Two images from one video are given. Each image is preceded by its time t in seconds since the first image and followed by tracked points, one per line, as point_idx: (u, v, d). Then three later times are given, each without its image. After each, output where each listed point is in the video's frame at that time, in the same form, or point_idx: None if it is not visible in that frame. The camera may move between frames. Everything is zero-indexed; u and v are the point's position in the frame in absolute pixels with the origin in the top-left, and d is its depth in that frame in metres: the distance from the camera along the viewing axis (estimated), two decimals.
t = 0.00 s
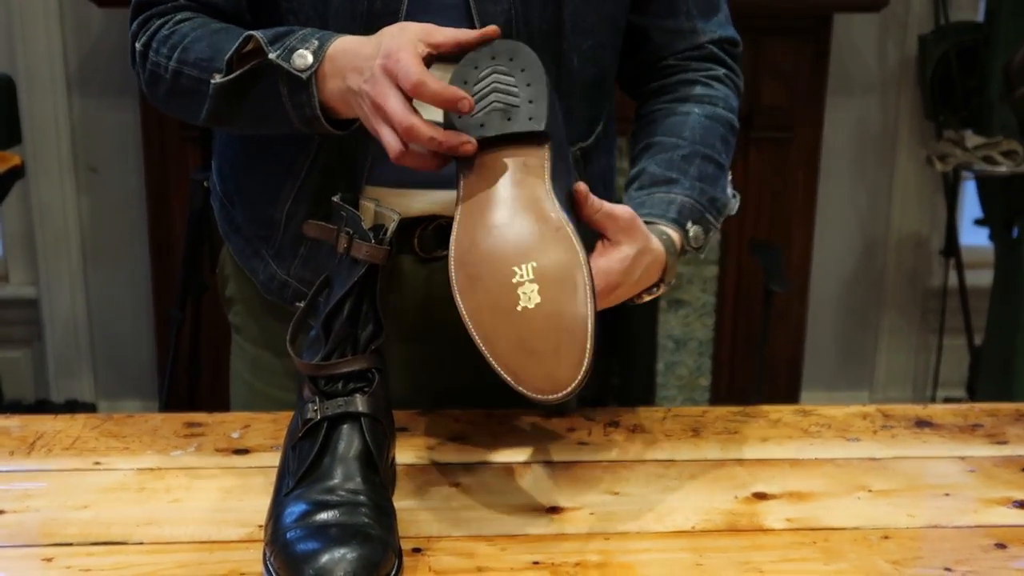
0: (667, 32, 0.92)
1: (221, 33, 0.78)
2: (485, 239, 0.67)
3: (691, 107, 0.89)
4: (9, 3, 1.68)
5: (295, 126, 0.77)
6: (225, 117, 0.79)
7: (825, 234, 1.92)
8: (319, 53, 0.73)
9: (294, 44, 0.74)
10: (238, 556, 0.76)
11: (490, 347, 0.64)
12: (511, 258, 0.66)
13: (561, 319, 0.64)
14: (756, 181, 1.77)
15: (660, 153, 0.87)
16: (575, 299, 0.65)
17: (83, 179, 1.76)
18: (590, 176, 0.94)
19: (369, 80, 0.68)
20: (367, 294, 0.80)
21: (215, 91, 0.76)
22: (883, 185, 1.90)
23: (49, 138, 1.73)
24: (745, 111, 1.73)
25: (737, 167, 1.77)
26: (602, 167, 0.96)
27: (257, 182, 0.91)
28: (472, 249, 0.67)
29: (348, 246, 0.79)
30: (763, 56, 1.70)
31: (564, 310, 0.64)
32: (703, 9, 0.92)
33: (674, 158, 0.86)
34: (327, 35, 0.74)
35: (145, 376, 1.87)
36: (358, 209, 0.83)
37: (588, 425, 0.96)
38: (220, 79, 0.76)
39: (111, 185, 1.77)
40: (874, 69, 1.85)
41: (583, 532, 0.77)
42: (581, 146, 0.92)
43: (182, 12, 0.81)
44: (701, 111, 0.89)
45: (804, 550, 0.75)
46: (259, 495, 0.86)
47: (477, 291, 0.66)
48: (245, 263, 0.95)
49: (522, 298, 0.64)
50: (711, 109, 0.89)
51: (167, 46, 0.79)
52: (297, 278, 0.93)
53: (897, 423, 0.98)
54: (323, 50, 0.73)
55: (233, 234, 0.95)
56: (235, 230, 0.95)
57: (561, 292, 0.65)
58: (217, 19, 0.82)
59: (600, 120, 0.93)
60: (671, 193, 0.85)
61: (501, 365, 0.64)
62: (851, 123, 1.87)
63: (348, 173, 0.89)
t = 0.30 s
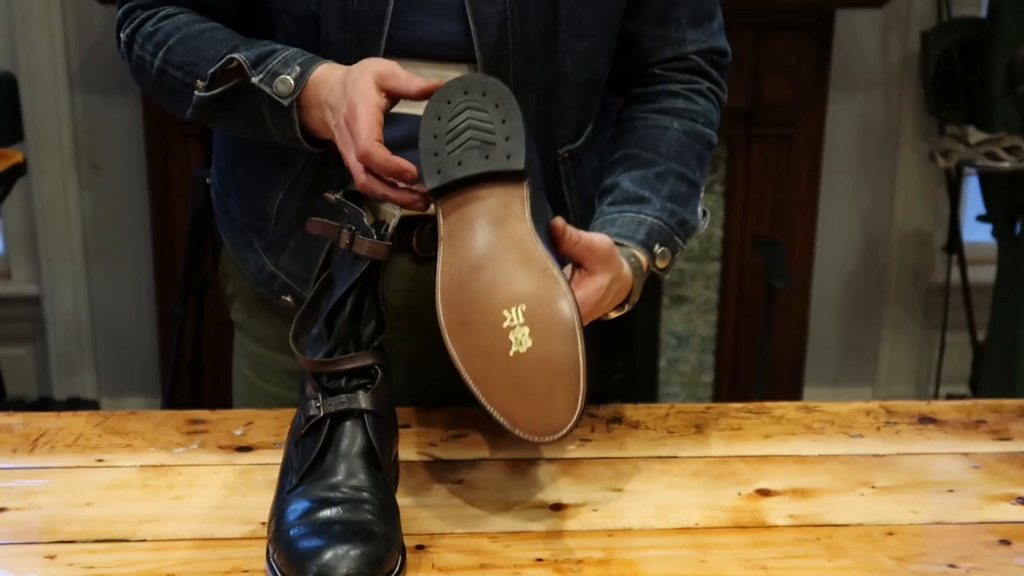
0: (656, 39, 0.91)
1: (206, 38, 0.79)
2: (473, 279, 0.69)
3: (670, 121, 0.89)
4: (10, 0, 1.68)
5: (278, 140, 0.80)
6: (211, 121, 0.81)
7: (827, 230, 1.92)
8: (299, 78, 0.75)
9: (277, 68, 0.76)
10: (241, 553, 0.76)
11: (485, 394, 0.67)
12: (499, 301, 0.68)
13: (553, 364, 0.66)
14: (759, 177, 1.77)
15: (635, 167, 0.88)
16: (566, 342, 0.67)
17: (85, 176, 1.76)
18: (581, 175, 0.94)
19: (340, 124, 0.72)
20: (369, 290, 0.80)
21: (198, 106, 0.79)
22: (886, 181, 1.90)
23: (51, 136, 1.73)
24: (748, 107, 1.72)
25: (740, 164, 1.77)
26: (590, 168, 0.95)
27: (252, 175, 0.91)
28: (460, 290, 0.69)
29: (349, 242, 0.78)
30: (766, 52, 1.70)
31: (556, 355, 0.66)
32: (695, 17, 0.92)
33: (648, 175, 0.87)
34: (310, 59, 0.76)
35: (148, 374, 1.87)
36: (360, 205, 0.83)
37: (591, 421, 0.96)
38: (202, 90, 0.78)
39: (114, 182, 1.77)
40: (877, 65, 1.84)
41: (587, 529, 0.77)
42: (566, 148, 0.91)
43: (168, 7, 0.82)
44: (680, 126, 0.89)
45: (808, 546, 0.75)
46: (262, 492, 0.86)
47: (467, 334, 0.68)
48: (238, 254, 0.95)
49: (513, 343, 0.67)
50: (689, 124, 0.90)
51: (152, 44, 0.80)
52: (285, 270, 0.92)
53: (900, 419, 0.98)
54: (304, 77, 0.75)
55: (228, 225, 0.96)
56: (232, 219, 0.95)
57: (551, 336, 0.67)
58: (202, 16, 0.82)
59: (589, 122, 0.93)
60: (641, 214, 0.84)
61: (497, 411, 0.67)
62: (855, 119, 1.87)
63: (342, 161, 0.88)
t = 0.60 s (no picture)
0: (656, 33, 0.90)
1: (209, 31, 0.78)
2: (478, 288, 0.69)
3: (669, 119, 0.89)
4: None
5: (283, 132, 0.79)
6: (215, 115, 0.80)
7: (831, 224, 1.91)
8: (304, 71, 0.75)
9: (282, 59, 0.75)
10: (245, 545, 0.76)
11: (487, 402, 0.67)
12: (505, 311, 0.69)
13: (556, 378, 0.68)
14: (763, 170, 1.76)
15: (634, 167, 0.87)
16: (569, 358, 0.68)
17: (87, 169, 1.76)
18: (579, 168, 0.93)
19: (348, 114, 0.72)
20: (373, 282, 0.80)
21: (202, 99, 0.79)
22: (890, 174, 1.89)
23: (53, 130, 1.72)
24: (752, 100, 1.72)
25: (743, 157, 1.76)
26: (590, 162, 0.94)
27: (253, 166, 0.91)
28: (464, 299, 0.69)
29: (353, 234, 0.78)
30: (770, 44, 1.69)
31: (559, 369, 0.68)
32: (696, 11, 0.90)
33: (645, 177, 0.87)
34: (315, 50, 0.76)
35: (150, 367, 1.87)
36: (363, 196, 0.82)
37: (595, 413, 0.96)
38: (206, 84, 0.78)
39: (116, 175, 1.77)
40: (881, 58, 1.84)
41: (592, 521, 0.77)
42: (564, 142, 0.91)
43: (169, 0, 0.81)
44: (678, 125, 0.88)
45: (814, 539, 0.74)
46: (265, 484, 0.85)
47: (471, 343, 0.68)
48: (237, 246, 0.95)
49: (518, 355, 0.68)
50: (688, 121, 0.89)
51: (153, 38, 0.79)
52: (283, 262, 0.91)
53: (906, 411, 0.97)
54: (310, 70, 0.75)
55: (229, 217, 0.96)
56: (232, 210, 0.95)
57: (554, 350, 0.68)
58: (204, 9, 0.82)
59: (586, 117, 0.92)
60: (637, 217, 0.85)
61: (497, 421, 0.67)
62: (859, 112, 1.86)
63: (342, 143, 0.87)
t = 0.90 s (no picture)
0: (667, 8, 0.89)
1: (214, 6, 0.77)
2: (487, 262, 0.69)
3: (679, 95, 0.88)
4: None
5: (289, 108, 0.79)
6: (221, 91, 0.80)
7: (840, 204, 1.90)
8: (311, 46, 0.74)
9: (289, 33, 0.74)
10: (253, 521, 0.76)
11: (495, 378, 0.67)
12: (513, 286, 0.68)
13: (565, 354, 0.67)
14: (771, 149, 1.75)
15: (643, 144, 0.87)
16: (578, 334, 0.68)
17: (94, 149, 1.75)
18: (588, 145, 0.92)
19: (355, 88, 0.71)
20: (382, 258, 0.79)
21: (208, 75, 0.78)
22: (900, 154, 1.88)
23: (59, 108, 1.71)
24: (761, 79, 1.70)
25: (752, 136, 1.75)
26: (599, 139, 0.93)
27: (260, 143, 0.90)
28: (473, 274, 0.69)
29: (362, 210, 0.78)
30: (780, 22, 1.67)
31: (568, 345, 0.67)
32: None
33: (655, 153, 0.86)
34: (321, 23, 0.75)
35: (158, 346, 1.87)
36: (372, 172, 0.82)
37: (604, 391, 0.96)
38: (211, 60, 0.77)
39: (122, 154, 1.76)
40: (891, 36, 1.82)
41: (601, 498, 0.77)
42: (574, 119, 0.90)
43: None
44: (688, 100, 0.88)
45: (824, 516, 0.74)
46: (273, 460, 0.85)
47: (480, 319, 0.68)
48: (244, 223, 0.94)
49: (526, 331, 0.67)
50: (699, 97, 0.88)
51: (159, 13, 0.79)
52: (291, 240, 0.91)
53: (916, 389, 0.97)
54: (316, 44, 0.74)
55: (236, 195, 0.95)
56: (239, 187, 0.94)
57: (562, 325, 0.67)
58: None
59: (596, 93, 0.91)
60: (646, 194, 0.84)
61: (505, 396, 0.67)
62: (869, 91, 1.84)
63: (348, 120, 0.86)
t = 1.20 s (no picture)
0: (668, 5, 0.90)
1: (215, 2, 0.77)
2: (491, 264, 0.69)
3: (683, 92, 0.88)
4: None
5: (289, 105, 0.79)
6: (222, 88, 0.80)
7: (841, 201, 1.90)
8: (312, 43, 0.74)
9: (289, 29, 0.74)
10: (255, 519, 0.76)
11: (501, 381, 0.67)
12: (517, 288, 0.68)
13: (571, 356, 0.67)
14: (773, 146, 1.75)
15: (647, 140, 0.86)
16: (584, 335, 0.68)
17: (96, 147, 1.75)
18: (592, 143, 0.92)
19: (356, 86, 0.71)
20: (383, 256, 0.79)
21: (208, 71, 0.78)
22: (902, 150, 1.87)
23: (61, 106, 1.71)
24: (762, 75, 1.70)
25: (753, 133, 1.75)
26: (602, 137, 0.93)
27: (261, 140, 0.90)
28: (478, 277, 0.69)
29: (364, 207, 0.78)
30: (782, 18, 1.67)
31: (573, 347, 0.67)
32: None
33: (660, 150, 0.86)
34: (323, 20, 0.75)
35: (160, 343, 1.87)
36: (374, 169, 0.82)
37: (605, 389, 0.96)
38: (212, 56, 0.77)
39: (123, 152, 1.76)
40: (894, 32, 1.82)
41: (603, 496, 0.77)
42: (577, 116, 0.90)
43: None
44: (692, 96, 0.87)
45: (826, 514, 0.74)
46: (275, 458, 0.85)
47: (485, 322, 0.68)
48: (247, 221, 0.94)
49: (532, 333, 0.67)
50: (703, 93, 0.88)
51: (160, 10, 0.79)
52: (293, 237, 0.90)
53: (918, 386, 0.97)
54: (317, 40, 0.74)
55: (237, 192, 0.95)
56: (241, 185, 0.94)
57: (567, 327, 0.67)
58: None
59: (599, 91, 0.91)
60: (651, 190, 0.84)
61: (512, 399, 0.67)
62: (871, 87, 1.84)
63: (350, 117, 0.86)
